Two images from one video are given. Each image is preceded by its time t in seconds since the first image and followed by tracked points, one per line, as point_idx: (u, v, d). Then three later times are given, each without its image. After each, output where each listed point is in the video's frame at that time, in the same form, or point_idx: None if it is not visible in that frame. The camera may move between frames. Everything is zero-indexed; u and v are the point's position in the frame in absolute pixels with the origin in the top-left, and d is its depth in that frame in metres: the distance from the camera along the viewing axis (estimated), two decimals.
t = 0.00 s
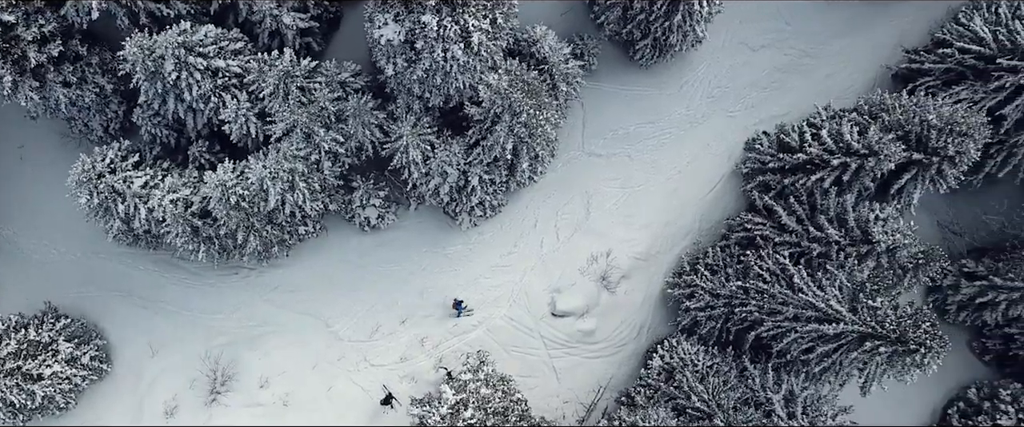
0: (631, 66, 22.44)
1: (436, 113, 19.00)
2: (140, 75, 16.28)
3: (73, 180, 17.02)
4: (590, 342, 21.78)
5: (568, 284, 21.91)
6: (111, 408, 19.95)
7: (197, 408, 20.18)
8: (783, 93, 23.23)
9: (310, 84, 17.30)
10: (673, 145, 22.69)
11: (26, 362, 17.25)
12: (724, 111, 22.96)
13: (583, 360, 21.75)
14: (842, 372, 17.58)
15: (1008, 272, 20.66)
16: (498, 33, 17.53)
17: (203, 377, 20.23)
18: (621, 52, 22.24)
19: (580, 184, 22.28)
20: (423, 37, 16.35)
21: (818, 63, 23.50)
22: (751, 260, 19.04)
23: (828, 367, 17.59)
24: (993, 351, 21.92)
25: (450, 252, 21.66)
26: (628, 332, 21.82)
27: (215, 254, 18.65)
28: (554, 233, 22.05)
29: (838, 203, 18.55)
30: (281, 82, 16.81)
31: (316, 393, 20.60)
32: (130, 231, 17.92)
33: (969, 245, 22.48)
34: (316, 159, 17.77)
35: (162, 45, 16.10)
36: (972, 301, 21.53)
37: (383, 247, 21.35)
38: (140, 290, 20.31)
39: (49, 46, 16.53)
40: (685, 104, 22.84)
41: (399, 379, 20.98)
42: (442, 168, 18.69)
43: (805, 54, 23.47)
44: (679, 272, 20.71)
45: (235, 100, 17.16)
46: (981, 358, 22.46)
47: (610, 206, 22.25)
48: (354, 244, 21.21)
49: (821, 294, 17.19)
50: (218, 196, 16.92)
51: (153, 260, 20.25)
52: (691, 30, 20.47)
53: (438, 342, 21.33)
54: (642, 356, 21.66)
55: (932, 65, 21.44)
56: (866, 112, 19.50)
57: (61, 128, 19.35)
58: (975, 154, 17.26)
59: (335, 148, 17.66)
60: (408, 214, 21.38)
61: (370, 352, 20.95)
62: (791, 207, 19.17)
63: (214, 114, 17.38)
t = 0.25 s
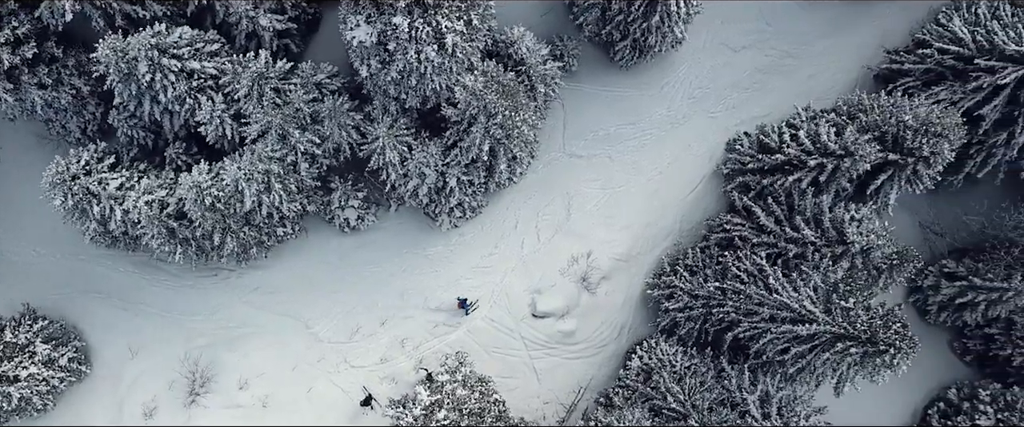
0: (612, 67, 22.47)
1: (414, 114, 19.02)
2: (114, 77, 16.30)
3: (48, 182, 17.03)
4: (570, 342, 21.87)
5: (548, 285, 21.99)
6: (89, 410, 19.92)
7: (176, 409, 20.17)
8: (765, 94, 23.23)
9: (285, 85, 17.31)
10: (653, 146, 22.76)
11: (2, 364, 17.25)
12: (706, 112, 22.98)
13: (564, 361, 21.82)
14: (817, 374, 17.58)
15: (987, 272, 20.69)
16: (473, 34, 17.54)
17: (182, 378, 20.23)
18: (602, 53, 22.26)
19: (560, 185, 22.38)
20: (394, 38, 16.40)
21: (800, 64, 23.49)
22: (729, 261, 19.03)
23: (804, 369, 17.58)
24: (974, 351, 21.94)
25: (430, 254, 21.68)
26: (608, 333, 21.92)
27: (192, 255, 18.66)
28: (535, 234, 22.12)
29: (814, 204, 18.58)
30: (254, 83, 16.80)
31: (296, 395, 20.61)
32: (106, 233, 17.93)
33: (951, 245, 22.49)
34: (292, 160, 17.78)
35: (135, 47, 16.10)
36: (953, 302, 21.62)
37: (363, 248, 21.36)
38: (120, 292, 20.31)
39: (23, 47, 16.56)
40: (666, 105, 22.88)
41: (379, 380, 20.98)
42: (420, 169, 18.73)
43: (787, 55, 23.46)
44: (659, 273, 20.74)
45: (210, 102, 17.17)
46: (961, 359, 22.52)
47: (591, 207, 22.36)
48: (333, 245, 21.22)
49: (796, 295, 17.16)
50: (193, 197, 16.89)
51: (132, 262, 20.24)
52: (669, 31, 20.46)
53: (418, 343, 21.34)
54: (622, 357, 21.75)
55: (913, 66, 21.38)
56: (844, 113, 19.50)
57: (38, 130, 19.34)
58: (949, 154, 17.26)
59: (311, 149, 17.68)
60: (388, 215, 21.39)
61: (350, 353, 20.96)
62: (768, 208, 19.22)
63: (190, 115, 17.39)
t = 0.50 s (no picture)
0: (592, 68, 22.46)
1: (390, 116, 19.05)
2: (86, 80, 16.32)
3: (22, 184, 17.03)
4: (549, 344, 21.92)
5: (528, 287, 22.02)
6: (67, 412, 19.93)
7: (154, 411, 20.18)
8: (745, 96, 23.20)
9: (258, 88, 17.32)
10: (634, 147, 22.77)
11: None
12: (686, 113, 22.97)
13: (544, 362, 21.87)
14: (790, 376, 17.61)
15: (966, 273, 20.72)
16: (448, 36, 17.52)
17: (160, 380, 20.24)
18: (582, 55, 22.27)
19: (540, 186, 22.41)
20: (365, 40, 16.36)
21: (781, 65, 23.47)
22: (706, 262, 19.06)
23: (778, 370, 17.63)
24: (954, 352, 21.96)
25: (410, 255, 21.69)
26: (588, 334, 21.97)
27: (169, 257, 18.67)
28: (515, 236, 22.16)
29: (789, 205, 18.52)
30: (226, 86, 16.82)
31: (275, 397, 20.64)
32: (82, 235, 17.94)
33: (931, 246, 22.51)
34: (267, 162, 17.82)
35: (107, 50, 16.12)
36: (932, 302, 21.60)
37: (342, 249, 21.35)
38: (98, 294, 20.31)
39: None
40: (647, 107, 22.89)
41: (358, 382, 20.99)
42: (396, 171, 18.75)
43: (768, 56, 23.42)
44: (638, 274, 20.74)
45: (184, 104, 17.18)
46: (942, 359, 22.51)
47: (571, 209, 22.40)
48: (312, 247, 21.22)
49: (770, 297, 17.15)
50: (167, 199, 16.96)
51: (111, 264, 20.24)
52: (647, 33, 20.45)
53: (397, 345, 21.32)
54: (602, 358, 21.78)
55: (891, 67, 21.35)
56: (821, 114, 19.48)
57: (15, 132, 19.07)
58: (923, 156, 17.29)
59: (285, 151, 17.72)
60: (368, 217, 21.39)
61: (329, 355, 20.97)
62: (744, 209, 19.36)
63: (164, 118, 17.39)
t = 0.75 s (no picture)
0: (570, 69, 22.53)
1: (364, 118, 19.08)
2: (57, 82, 16.34)
3: None
4: (527, 345, 21.98)
5: (506, 288, 22.06)
6: (43, 414, 19.95)
7: (130, 413, 20.19)
8: (724, 97, 23.24)
9: (230, 90, 17.34)
10: (612, 148, 22.81)
11: None
12: (665, 114, 23.00)
13: (523, 363, 21.93)
14: (762, 377, 17.64)
15: (943, 273, 20.70)
16: (420, 38, 17.54)
17: (137, 382, 20.26)
18: (559, 56, 22.34)
19: (518, 188, 22.46)
20: (333, 42, 16.37)
21: (759, 66, 23.48)
22: (682, 263, 19.04)
23: (749, 371, 17.68)
24: (933, 352, 21.94)
25: (388, 257, 21.68)
26: (566, 335, 22.03)
27: (143, 258, 18.69)
28: (493, 237, 22.19)
29: (762, 206, 18.51)
30: (196, 88, 16.84)
31: (252, 398, 20.67)
32: (55, 237, 17.95)
33: (909, 247, 22.52)
34: (240, 164, 17.87)
35: (77, 52, 16.14)
36: (910, 303, 21.58)
37: (320, 251, 21.35)
38: (74, 296, 20.31)
39: None
40: (625, 108, 22.95)
41: (335, 384, 20.99)
42: (371, 173, 18.76)
43: (746, 57, 23.43)
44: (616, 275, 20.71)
45: (156, 106, 17.20)
46: (920, 360, 22.49)
47: (549, 210, 22.45)
48: (289, 248, 21.23)
49: (741, 297, 17.17)
50: (138, 201, 16.97)
51: (87, 266, 20.25)
52: (623, 34, 20.43)
53: (375, 347, 21.30)
54: (579, 359, 21.84)
55: (869, 68, 21.33)
56: (797, 115, 19.47)
57: None
58: (893, 157, 17.35)
59: (258, 153, 17.75)
60: (345, 218, 21.39)
61: (306, 356, 20.98)
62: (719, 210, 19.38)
63: (137, 120, 17.41)
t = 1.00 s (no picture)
0: (547, 70, 22.56)
1: (338, 119, 19.09)
2: (26, 84, 16.35)
3: None
4: (504, 346, 21.99)
5: (483, 289, 22.08)
6: (19, 415, 19.98)
7: (106, 414, 20.21)
8: (702, 97, 23.23)
9: (201, 91, 17.34)
10: (590, 149, 22.85)
11: None
12: (642, 115, 23.04)
13: (499, 364, 21.96)
14: (732, 377, 17.66)
15: (918, 274, 20.69)
16: (391, 39, 17.54)
17: (112, 383, 20.27)
18: (536, 57, 22.36)
19: (496, 189, 22.51)
20: (299, 43, 16.36)
21: (738, 67, 23.40)
22: (656, 264, 19.00)
23: (720, 372, 17.72)
24: (910, 352, 21.89)
25: (364, 258, 21.70)
26: (542, 336, 22.07)
27: (117, 259, 18.70)
28: (471, 238, 22.24)
29: (735, 207, 18.48)
30: (165, 90, 16.85)
31: (228, 399, 20.72)
32: (27, 238, 17.95)
33: (887, 247, 22.50)
34: (211, 165, 17.89)
35: (46, 54, 16.14)
36: (887, 303, 21.57)
37: (296, 252, 21.37)
38: (50, 297, 20.32)
39: None
40: (603, 109, 23.00)
41: (311, 385, 21.01)
42: (344, 174, 18.75)
43: (724, 58, 23.40)
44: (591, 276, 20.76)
45: (127, 107, 17.20)
46: (898, 360, 22.45)
47: (526, 211, 22.53)
48: (265, 249, 21.24)
49: (711, 298, 17.21)
50: (108, 203, 16.95)
51: (63, 267, 20.26)
52: (598, 35, 20.40)
53: (351, 348, 21.31)
54: (556, 360, 21.88)
55: (845, 69, 21.26)
56: (771, 115, 19.44)
57: None
58: (862, 158, 17.38)
59: (229, 154, 17.77)
60: (322, 219, 21.42)
61: (282, 358, 21.00)
62: (693, 211, 19.37)
63: (108, 121, 17.41)
